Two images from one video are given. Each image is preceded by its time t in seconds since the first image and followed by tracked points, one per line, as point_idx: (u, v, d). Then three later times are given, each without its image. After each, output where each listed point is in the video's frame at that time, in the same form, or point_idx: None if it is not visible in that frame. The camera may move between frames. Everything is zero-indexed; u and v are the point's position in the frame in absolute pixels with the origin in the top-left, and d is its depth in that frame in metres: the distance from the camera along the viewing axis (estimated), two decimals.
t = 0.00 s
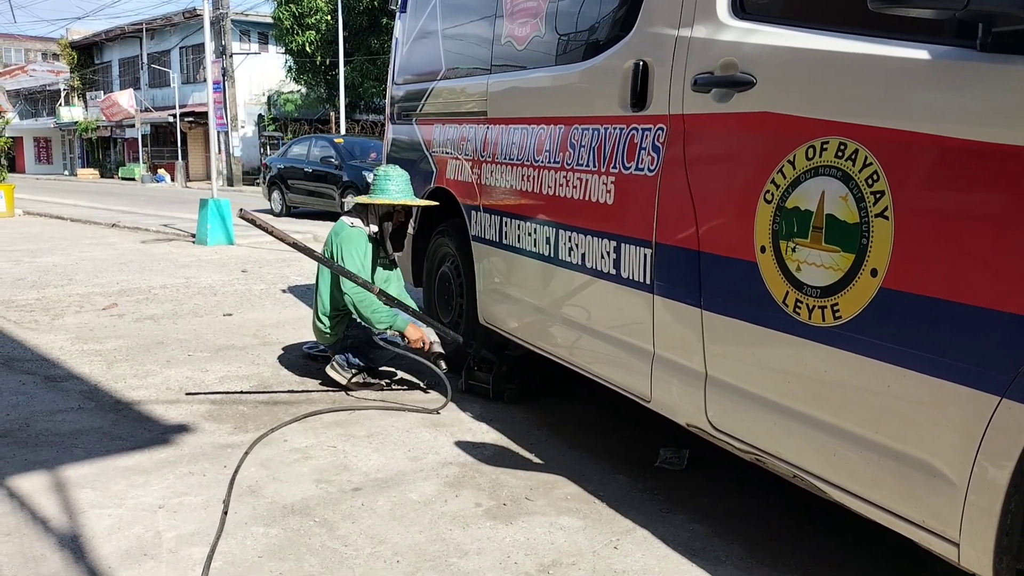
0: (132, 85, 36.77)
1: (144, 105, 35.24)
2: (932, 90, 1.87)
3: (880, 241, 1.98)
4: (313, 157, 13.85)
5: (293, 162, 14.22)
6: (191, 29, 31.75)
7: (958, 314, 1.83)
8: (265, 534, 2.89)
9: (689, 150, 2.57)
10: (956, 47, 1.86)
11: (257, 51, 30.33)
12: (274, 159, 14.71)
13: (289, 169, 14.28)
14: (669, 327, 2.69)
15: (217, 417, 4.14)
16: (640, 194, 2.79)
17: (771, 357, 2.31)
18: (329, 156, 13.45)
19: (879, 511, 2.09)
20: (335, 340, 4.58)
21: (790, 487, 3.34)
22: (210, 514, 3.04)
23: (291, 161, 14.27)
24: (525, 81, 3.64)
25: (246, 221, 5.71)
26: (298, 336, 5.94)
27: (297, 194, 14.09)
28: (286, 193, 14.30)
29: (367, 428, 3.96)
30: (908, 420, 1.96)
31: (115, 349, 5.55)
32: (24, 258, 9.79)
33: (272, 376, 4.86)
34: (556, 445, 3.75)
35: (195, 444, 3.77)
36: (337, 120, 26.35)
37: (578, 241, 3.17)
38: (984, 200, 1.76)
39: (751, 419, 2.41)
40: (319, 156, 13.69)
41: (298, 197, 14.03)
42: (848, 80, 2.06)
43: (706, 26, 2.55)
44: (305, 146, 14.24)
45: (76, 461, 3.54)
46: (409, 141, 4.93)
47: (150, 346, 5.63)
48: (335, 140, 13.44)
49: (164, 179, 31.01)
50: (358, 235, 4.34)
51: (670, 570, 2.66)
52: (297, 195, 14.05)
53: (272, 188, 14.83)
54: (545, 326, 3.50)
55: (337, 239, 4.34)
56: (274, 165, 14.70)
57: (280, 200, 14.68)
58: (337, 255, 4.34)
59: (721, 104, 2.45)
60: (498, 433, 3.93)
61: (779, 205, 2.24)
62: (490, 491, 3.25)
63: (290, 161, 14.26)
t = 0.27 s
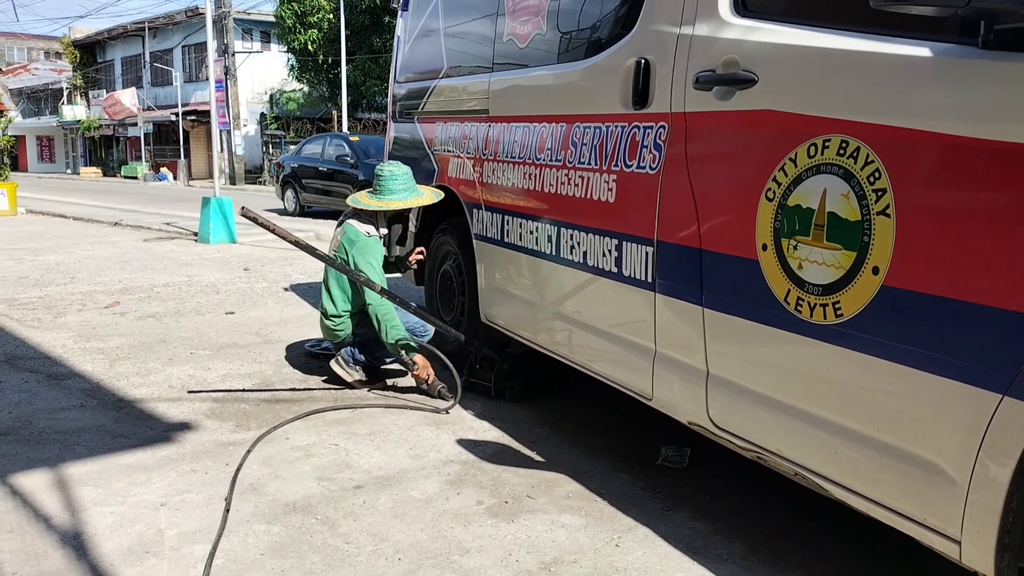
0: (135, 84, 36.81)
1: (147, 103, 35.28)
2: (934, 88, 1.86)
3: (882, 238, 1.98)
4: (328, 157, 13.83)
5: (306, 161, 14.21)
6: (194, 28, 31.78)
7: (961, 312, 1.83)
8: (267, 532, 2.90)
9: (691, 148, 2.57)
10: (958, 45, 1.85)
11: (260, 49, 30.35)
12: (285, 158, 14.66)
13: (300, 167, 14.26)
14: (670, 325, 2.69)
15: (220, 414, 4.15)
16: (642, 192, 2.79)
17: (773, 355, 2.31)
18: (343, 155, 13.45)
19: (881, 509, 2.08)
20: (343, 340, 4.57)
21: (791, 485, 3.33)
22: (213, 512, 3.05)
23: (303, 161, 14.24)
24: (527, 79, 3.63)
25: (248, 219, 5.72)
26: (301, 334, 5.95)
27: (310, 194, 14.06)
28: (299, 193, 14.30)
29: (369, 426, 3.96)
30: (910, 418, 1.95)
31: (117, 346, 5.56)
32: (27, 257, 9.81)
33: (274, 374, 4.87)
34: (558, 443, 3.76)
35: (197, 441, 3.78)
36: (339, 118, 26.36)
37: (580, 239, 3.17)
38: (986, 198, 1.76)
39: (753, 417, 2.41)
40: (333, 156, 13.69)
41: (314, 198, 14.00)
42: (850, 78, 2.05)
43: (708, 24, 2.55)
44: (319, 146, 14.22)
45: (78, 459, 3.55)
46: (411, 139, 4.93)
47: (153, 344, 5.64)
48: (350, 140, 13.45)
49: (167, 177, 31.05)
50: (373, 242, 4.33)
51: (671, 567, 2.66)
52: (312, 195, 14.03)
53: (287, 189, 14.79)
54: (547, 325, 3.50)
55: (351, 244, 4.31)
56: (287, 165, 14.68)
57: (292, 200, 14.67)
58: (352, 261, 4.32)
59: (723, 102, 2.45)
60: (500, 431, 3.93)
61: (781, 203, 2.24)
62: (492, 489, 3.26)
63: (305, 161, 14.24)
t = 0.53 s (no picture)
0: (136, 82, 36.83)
1: (149, 102, 35.31)
2: (936, 86, 1.86)
3: (884, 237, 1.97)
4: (341, 156, 13.81)
5: (319, 160, 14.20)
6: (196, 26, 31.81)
7: (963, 311, 1.82)
8: (269, 531, 2.90)
9: (692, 147, 2.57)
10: (960, 43, 1.85)
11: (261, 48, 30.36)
12: (300, 158, 14.64)
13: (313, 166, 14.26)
14: (672, 324, 2.68)
15: (221, 413, 4.16)
16: (644, 191, 2.79)
17: (774, 354, 2.31)
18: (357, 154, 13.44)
19: (882, 508, 2.08)
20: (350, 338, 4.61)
21: (792, 484, 3.33)
22: (214, 511, 3.05)
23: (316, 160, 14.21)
24: (529, 77, 3.63)
25: (249, 218, 5.72)
26: (302, 333, 5.95)
27: (324, 193, 14.03)
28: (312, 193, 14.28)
29: (370, 425, 3.96)
30: (912, 417, 1.95)
31: (119, 345, 5.56)
32: (28, 255, 9.82)
33: (276, 373, 4.87)
34: (559, 442, 3.76)
35: (199, 440, 3.78)
36: (341, 117, 26.37)
37: (581, 238, 3.17)
38: (988, 197, 1.75)
39: (754, 416, 2.41)
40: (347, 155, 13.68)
41: (326, 197, 13.98)
42: (852, 76, 2.05)
43: (710, 22, 2.54)
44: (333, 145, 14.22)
45: (80, 457, 3.56)
46: (413, 137, 4.93)
47: (155, 342, 5.64)
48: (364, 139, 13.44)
49: (169, 176, 31.08)
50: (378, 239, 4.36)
51: (673, 566, 2.66)
52: (325, 194, 14.01)
53: (299, 188, 14.75)
54: (548, 324, 3.49)
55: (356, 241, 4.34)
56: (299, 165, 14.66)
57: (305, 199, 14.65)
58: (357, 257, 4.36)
59: (724, 100, 2.44)
60: (501, 430, 3.93)
61: (782, 202, 2.23)
62: (494, 487, 3.26)
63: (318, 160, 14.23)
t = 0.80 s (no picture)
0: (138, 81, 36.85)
1: (150, 101, 35.32)
2: (937, 86, 1.86)
3: (885, 237, 1.97)
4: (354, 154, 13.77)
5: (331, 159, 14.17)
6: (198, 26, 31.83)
7: (963, 310, 1.83)
8: (270, 529, 2.90)
9: (694, 146, 2.57)
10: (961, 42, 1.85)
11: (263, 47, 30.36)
12: (311, 156, 14.58)
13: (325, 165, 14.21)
14: (673, 323, 2.68)
15: (223, 412, 4.16)
16: (645, 190, 2.79)
17: (775, 353, 2.31)
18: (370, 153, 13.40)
19: (883, 507, 2.08)
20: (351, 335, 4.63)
21: (793, 483, 3.33)
22: (216, 509, 3.05)
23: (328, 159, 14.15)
24: (530, 76, 3.63)
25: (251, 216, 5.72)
26: (304, 331, 5.96)
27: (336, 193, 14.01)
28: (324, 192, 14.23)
29: (371, 423, 3.96)
30: (913, 416, 1.95)
31: (121, 344, 5.57)
32: (30, 254, 9.83)
33: (277, 372, 4.87)
34: (560, 441, 3.76)
35: (200, 439, 3.78)
36: (342, 116, 26.37)
37: (583, 237, 3.17)
38: (990, 196, 1.75)
39: (755, 415, 2.41)
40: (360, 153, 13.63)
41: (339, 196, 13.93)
42: (853, 75, 2.05)
43: (711, 21, 2.54)
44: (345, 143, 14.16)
45: (82, 456, 3.56)
46: (414, 137, 4.93)
47: (156, 341, 5.64)
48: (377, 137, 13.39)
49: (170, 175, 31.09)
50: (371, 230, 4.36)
51: (674, 565, 2.66)
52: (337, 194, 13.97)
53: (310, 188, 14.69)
54: (549, 323, 3.50)
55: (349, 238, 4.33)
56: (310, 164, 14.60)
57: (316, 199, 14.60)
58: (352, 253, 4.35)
59: (725, 99, 2.44)
60: (502, 429, 3.93)
61: (784, 201, 2.23)
62: (495, 486, 3.26)
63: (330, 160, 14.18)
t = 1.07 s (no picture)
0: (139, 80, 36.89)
1: (152, 100, 35.33)
2: (939, 84, 1.86)
3: (886, 235, 1.97)
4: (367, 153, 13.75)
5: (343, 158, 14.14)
6: (199, 25, 31.86)
7: (964, 308, 1.83)
8: (272, 527, 2.90)
9: (695, 144, 2.57)
10: (963, 41, 1.85)
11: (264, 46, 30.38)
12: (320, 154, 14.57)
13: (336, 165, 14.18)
14: (674, 321, 2.68)
15: (224, 410, 4.16)
16: (646, 188, 2.79)
17: (775, 351, 2.31)
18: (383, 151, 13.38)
19: (884, 506, 2.09)
20: (344, 335, 4.60)
21: (793, 481, 3.33)
22: (217, 508, 3.05)
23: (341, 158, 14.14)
24: (531, 75, 3.63)
25: (252, 215, 5.74)
26: (305, 330, 5.96)
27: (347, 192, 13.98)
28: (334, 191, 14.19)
29: (372, 422, 3.97)
30: (914, 414, 1.95)
31: (122, 342, 5.57)
32: (31, 253, 9.84)
33: (278, 370, 4.88)
34: (561, 440, 3.76)
35: (202, 437, 3.79)
36: (343, 115, 26.39)
37: (584, 235, 3.17)
38: (991, 194, 1.75)
39: (756, 413, 2.41)
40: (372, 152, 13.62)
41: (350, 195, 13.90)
42: (856, 73, 2.05)
43: (712, 20, 2.54)
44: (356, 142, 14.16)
45: (84, 454, 3.56)
46: (415, 135, 4.93)
47: (158, 340, 5.65)
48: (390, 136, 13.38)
49: (170, 174, 31.10)
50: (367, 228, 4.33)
51: (675, 564, 2.66)
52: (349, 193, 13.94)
53: (320, 187, 14.65)
54: (550, 321, 3.50)
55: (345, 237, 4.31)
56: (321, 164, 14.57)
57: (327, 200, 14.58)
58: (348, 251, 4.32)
59: (727, 98, 2.44)
60: (504, 427, 3.93)
61: (785, 199, 2.23)
62: (496, 485, 3.26)
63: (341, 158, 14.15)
